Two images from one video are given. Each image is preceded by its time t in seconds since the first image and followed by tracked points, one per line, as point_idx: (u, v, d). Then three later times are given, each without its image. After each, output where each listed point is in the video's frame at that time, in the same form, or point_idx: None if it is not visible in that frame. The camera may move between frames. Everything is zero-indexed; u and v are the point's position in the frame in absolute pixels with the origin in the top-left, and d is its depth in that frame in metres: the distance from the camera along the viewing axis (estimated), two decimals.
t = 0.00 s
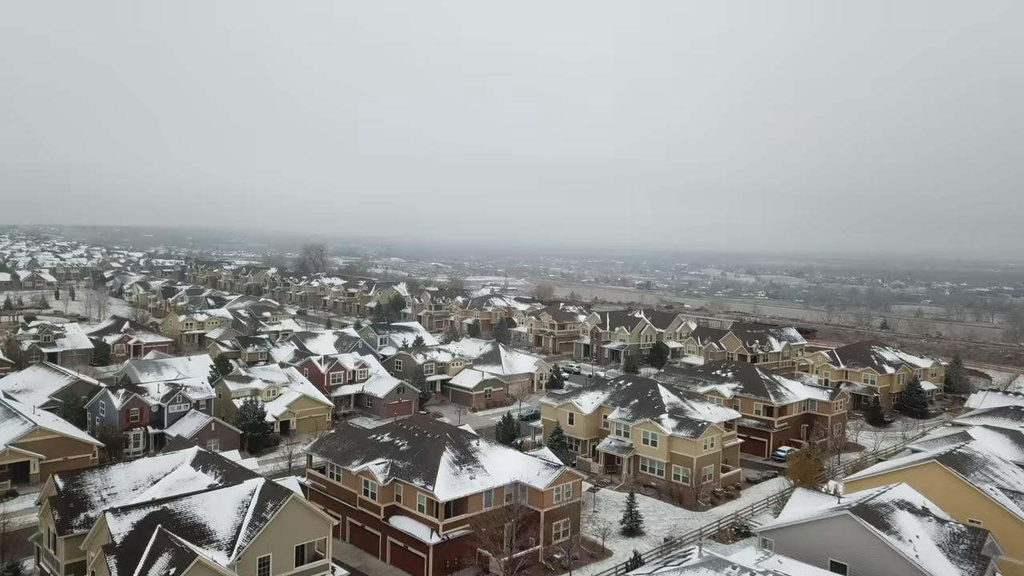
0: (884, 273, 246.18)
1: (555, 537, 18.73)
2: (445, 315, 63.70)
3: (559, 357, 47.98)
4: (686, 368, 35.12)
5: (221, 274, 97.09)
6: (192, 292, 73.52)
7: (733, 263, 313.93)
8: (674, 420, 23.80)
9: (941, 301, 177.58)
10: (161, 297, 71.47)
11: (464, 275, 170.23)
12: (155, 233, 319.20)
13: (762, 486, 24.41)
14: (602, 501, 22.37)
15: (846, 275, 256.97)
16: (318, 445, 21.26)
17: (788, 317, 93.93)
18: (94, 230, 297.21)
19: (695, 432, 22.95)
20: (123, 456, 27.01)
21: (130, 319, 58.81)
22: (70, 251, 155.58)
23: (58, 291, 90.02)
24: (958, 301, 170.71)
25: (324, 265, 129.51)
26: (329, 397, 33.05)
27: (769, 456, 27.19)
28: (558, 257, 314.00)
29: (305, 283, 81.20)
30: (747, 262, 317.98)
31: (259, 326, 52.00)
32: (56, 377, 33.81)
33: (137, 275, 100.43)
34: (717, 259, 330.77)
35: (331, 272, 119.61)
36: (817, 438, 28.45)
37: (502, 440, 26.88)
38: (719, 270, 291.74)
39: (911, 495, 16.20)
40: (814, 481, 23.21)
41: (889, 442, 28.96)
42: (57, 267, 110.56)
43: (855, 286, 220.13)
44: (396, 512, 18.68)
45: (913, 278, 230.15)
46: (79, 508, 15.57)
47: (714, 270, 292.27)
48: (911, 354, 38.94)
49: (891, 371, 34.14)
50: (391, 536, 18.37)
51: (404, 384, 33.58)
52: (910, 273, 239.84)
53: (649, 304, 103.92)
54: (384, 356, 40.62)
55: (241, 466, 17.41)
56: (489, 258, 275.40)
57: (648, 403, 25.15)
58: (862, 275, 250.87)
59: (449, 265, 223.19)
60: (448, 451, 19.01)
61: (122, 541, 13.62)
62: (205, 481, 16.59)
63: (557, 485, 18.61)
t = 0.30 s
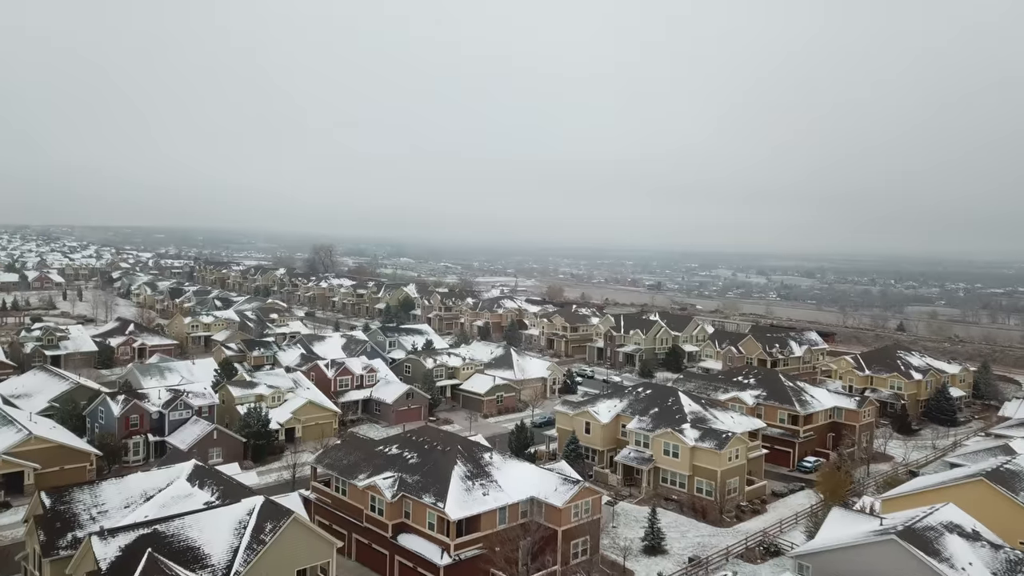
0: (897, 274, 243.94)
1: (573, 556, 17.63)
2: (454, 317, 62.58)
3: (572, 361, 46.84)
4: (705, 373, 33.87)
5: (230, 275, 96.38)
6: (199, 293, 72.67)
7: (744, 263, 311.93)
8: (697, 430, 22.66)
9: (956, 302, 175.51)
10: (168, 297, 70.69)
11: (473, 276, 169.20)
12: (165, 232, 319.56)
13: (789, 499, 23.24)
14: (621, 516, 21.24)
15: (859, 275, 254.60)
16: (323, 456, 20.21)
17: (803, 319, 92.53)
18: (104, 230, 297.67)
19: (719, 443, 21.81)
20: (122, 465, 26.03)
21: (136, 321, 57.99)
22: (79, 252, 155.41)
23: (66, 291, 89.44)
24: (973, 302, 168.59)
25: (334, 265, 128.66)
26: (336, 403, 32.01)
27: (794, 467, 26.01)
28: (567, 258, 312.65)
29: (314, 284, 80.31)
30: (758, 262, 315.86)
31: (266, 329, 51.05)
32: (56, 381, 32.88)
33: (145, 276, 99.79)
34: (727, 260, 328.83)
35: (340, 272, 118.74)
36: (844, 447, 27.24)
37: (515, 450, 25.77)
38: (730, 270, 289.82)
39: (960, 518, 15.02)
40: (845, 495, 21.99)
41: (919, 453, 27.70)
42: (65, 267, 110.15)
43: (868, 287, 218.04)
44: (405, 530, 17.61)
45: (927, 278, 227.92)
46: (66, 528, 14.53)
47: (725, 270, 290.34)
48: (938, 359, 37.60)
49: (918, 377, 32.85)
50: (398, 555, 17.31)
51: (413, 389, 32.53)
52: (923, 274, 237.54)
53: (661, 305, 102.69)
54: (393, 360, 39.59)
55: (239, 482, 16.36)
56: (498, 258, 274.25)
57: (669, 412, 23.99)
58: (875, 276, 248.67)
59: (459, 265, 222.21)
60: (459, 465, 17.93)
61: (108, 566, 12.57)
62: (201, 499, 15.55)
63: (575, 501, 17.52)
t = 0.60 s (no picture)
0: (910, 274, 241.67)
1: None
2: (465, 319, 61.47)
3: (585, 365, 45.72)
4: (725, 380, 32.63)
5: (238, 275, 95.69)
6: (206, 294, 71.87)
7: (754, 263, 309.90)
8: (721, 442, 21.52)
9: (971, 303, 173.53)
10: (175, 298, 69.93)
11: (482, 276, 168.10)
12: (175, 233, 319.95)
13: (818, 514, 22.05)
14: (642, 532, 20.10)
15: (872, 275, 252.34)
16: (328, 469, 19.16)
17: (818, 321, 91.07)
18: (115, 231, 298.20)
19: (745, 455, 20.66)
20: (121, 474, 25.09)
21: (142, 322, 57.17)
22: (89, 253, 155.02)
23: (74, 292, 88.94)
24: (989, 302, 166.55)
25: (343, 266, 127.83)
26: (344, 410, 30.99)
27: (821, 479, 24.80)
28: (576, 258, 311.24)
29: (322, 285, 79.43)
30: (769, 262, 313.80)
31: (273, 331, 50.14)
32: (55, 385, 31.99)
33: (153, 276, 99.15)
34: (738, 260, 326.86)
35: (349, 273, 117.92)
36: (873, 458, 26.00)
37: (529, 460, 24.69)
38: (741, 271, 287.93)
39: (1015, 543, 13.87)
40: (878, 511, 20.83)
41: (952, 464, 26.42)
42: (74, 267, 109.78)
43: (881, 288, 215.98)
44: (414, 550, 16.55)
45: (941, 278, 225.59)
46: (50, 550, 13.51)
47: (736, 270, 288.43)
48: (966, 364, 36.27)
49: (948, 384, 31.55)
50: None
51: (423, 394, 31.50)
52: (937, 274, 235.18)
53: (673, 306, 101.49)
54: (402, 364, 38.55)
55: (236, 501, 15.33)
56: (507, 258, 273.14)
57: (691, 421, 22.87)
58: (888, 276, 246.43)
59: (468, 265, 221.29)
60: (471, 481, 16.86)
61: None
62: (195, 519, 14.51)
63: (595, 520, 16.43)
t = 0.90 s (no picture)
0: (924, 275, 239.41)
1: None
2: (475, 321, 60.38)
3: (599, 369, 44.64)
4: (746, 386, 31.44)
5: (247, 276, 94.95)
6: (213, 295, 71.15)
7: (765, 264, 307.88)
8: (748, 454, 20.39)
9: (986, 304, 171.52)
10: (182, 299, 69.15)
11: (492, 277, 167.09)
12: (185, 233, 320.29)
13: (850, 530, 20.86)
14: (665, 550, 18.96)
15: (885, 276, 250.14)
16: (332, 484, 18.12)
17: (833, 323, 89.62)
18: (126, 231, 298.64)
19: (774, 469, 19.50)
20: (119, 485, 24.11)
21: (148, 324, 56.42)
22: (99, 253, 154.83)
23: (82, 292, 88.41)
24: (1005, 304, 164.53)
25: (352, 267, 127.02)
26: (351, 416, 29.98)
27: (851, 491, 23.61)
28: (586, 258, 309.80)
29: (331, 286, 78.58)
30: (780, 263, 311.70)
31: (280, 333, 49.25)
32: (55, 390, 31.06)
33: (161, 277, 98.45)
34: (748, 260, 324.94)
35: (358, 273, 117.16)
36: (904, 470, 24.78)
37: (544, 471, 23.61)
38: (752, 271, 285.99)
39: None
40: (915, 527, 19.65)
41: (987, 475, 25.17)
42: (82, 268, 109.38)
43: (894, 289, 214.05)
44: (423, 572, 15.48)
45: (955, 279, 223.41)
46: None
47: (747, 271, 286.50)
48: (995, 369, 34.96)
49: (979, 391, 30.27)
50: None
51: (433, 400, 30.46)
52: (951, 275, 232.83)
53: (685, 307, 100.28)
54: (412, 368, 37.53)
55: (233, 522, 14.26)
56: (517, 259, 271.96)
57: (715, 432, 21.72)
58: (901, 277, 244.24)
59: (478, 266, 220.30)
60: (485, 499, 15.80)
61: None
62: (189, 542, 13.45)
63: (618, 541, 15.34)
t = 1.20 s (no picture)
0: (937, 275, 236.99)
1: None
2: (485, 322, 59.25)
3: (613, 373, 43.49)
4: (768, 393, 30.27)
5: (255, 277, 94.07)
6: (221, 295, 70.41)
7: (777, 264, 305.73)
8: (777, 468, 19.23)
9: (1002, 305, 169.27)
10: (190, 300, 68.38)
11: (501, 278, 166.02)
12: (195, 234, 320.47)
13: (886, 549, 19.65)
14: (691, 570, 17.81)
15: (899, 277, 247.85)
16: (338, 501, 17.08)
17: (848, 325, 88.19)
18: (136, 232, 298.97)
19: (806, 485, 18.35)
20: (117, 496, 23.16)
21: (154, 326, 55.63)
22: (108, 253, 154.48)
23: (90, 292, 87.91)
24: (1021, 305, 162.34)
25: (361, 267, 126.11)
26: (358, 424, 28.94)
27: (883, 506, 22.40)
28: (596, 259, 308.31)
29: (340, 287, 77.67)
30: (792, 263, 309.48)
31: (287, 335, 48.31)
32: (54, 395, 30.16)
33: (169, 277, 97.67)
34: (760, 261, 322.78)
35: (367, 274, 116.28)
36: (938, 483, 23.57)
37: (559, 484, 22.52)
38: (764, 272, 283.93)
39: None
40: (956, 547, 18.44)
41: None
42: (91, 268, 108.91)
43: (907, 289, 211.94)
44: None
45: (970, 280, 221.16)
46: None
47: (758, 271, 284.44)
48: None
49: (1013, 398, 28.96)
50: None
51: (443, 407, 29.41)
52: (965, 276, 230.37)
53: (697, 308, 98.98)
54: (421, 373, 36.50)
55: (228, 546, 13.23)
56: (527, 259, 270.65)
57: (741, 444, 20.56)
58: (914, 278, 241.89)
59: (488, 266, 219.14)
60: (499, 520, 14.72)
61: None
62: (181, 568, 12.43)
63: (644, 566, 14.21)
